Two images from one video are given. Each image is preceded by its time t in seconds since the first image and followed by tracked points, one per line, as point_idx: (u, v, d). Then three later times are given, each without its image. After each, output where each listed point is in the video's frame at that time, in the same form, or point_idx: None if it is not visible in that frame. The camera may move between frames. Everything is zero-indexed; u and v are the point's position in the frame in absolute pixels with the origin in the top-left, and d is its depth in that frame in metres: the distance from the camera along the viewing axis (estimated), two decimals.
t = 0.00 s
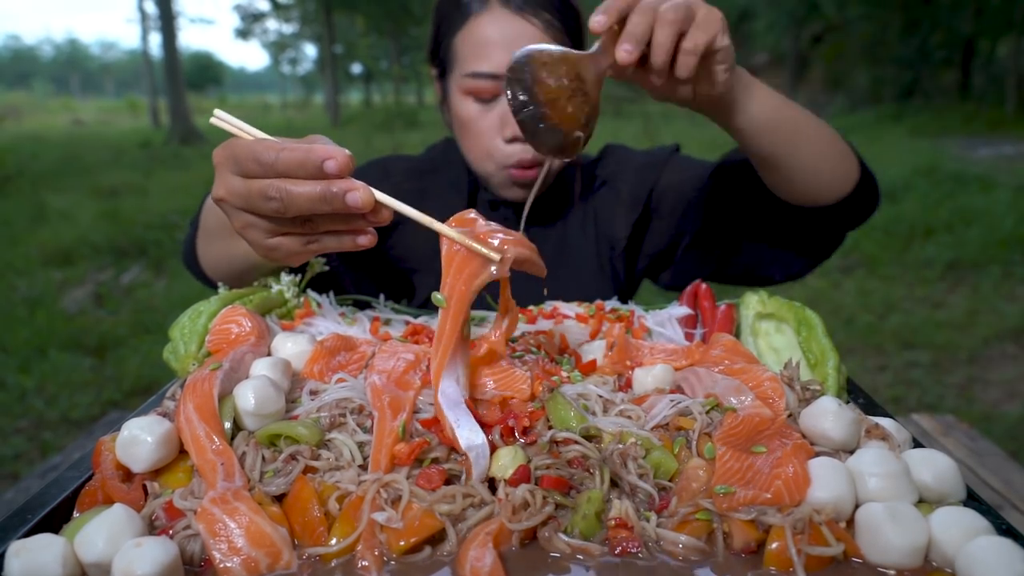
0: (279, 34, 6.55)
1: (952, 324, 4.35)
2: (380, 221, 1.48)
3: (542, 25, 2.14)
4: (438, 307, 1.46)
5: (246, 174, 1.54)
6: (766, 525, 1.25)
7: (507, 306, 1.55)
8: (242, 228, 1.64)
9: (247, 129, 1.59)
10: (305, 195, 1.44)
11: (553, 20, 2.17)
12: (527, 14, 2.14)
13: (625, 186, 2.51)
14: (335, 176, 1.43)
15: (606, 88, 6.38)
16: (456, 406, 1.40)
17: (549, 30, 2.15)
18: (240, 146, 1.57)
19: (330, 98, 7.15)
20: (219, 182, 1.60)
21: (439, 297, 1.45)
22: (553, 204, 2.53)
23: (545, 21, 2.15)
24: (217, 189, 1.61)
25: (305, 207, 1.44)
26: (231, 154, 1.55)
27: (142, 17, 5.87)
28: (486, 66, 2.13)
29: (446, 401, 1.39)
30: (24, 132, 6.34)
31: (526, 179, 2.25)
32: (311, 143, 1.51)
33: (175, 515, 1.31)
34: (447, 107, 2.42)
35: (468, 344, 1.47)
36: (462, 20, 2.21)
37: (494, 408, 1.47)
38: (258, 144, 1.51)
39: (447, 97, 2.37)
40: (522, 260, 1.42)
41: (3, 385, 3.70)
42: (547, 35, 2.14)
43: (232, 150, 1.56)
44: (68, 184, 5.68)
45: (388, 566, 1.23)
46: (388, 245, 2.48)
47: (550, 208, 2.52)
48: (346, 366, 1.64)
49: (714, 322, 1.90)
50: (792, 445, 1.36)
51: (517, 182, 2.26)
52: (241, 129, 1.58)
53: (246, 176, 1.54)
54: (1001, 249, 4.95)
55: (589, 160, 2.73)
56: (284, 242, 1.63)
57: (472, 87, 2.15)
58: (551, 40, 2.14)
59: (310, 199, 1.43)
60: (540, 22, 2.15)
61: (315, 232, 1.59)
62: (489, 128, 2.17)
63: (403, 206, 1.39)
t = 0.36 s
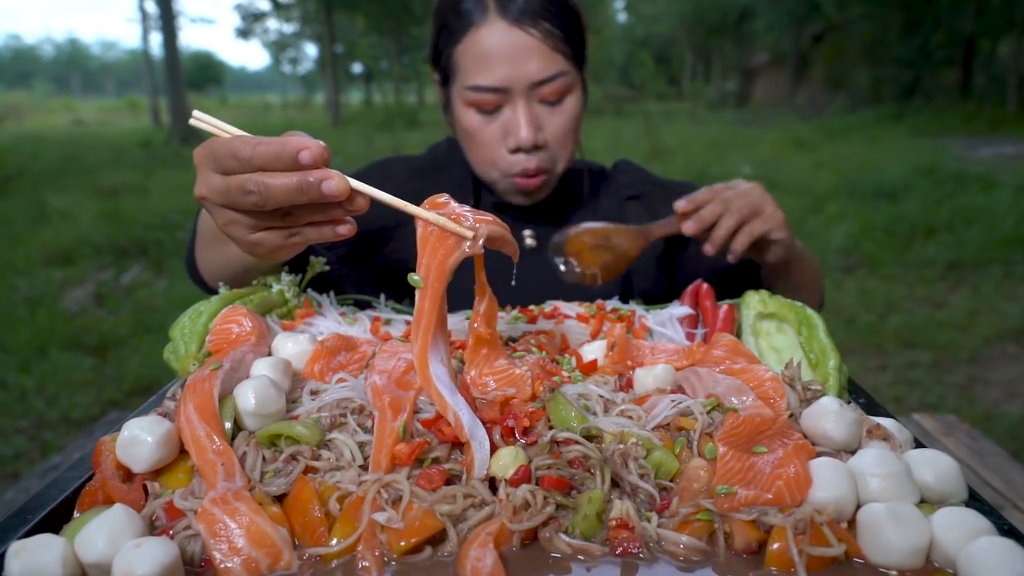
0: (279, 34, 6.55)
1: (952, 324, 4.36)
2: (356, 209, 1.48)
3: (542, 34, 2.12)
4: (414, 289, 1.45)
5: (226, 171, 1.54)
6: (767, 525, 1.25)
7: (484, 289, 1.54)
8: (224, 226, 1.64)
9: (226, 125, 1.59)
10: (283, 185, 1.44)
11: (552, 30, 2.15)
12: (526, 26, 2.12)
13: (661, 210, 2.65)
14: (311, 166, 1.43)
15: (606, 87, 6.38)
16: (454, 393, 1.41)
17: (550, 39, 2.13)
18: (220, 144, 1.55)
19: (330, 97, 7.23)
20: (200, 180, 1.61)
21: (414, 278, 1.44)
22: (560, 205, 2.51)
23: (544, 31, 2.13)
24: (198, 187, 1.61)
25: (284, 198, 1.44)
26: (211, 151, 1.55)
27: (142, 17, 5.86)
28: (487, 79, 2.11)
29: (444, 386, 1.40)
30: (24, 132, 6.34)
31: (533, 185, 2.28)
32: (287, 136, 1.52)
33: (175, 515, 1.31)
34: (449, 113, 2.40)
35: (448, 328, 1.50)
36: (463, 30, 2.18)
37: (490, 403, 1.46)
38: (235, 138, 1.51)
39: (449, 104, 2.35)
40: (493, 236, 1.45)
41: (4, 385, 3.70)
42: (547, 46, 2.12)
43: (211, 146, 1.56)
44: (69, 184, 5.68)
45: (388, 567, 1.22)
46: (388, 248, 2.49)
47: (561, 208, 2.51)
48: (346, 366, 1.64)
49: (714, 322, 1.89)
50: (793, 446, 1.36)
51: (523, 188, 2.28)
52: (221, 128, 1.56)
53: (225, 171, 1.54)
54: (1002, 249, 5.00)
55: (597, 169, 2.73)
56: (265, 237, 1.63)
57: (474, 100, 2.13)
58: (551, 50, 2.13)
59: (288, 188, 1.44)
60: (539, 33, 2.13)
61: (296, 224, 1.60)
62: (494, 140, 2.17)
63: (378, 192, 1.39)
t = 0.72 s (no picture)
0: (279, 34, 6.55)
1: (952, 324, 4.36)
2: (360, 214, 1.50)
3: (558, 38, 2.10)
4: (416, 290, 1.46)
5: (235, 178, 1.53)
6: (766, 524, 1.25)
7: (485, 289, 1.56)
8: (234, 231, 1.64)
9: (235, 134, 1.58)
10: (290, 192, 1.44)
11: (569, 34, 2.13)
12: (543, 30, 2.10)
13: (671, 218, 2.49)
14: (317, 174, 1.44)
15: (606, 87, 6.38)
16: (454, 390, 1.42)
17: (566, 43, 2.11)
18: (229, 152, 1.54)
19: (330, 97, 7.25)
20: (209, 188, 1.61)
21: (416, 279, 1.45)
22: (572, 203, 2.47)
23: (560, 34, 2.11)
24: (209, 194, 1.61)
25: (291, 205, 1.44)
26: (219, 159, 1.54)
27: (142, 17, 5.87)
28: (503, 80, 2.09)
29: (444, 383, 1.41)
30: (24, 132, 6.34)
31: (545, 186, 2.26)
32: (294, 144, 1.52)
33: (176, 514, 1.31)
34: (465, 111, 2.39)
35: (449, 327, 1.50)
36: (481, 31, 2.16)
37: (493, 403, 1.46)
38: (244, 146, 1.50)
39: (466, 103, 2.34)
40: (493, 238, 1.46)
41: (3, 384, 3.70)
42: (564, 50, 2.10)
43: (219, 155, 1.55)
44: (69, 184, 5.69)
45: (388, 566, 1.23)
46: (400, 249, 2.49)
47: (573, 206, 2.48)
48: (346, 366, 1.64)
49: (714, 322, 1.90)
50: (793, 445, 1.36)
51: (535, 188, 2.27)
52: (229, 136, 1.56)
53: (234, 179, 1.54)
54: (1002, 249, 4.96)
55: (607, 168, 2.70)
56: (274, 242, 1.63)
57: (490, 100, 2.12)
58: (568, 54, 2.10)
59: (294, 195, 1.43)
60: (555, 37, 2.10)
61: (302, 230, 1.60)
62: (507, 141, 2.16)
63: (381, 197, 1.40)
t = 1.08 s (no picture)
0: (279, 34, 6.55)
1: (952, 324, 4.36)
2: (365, 212, 1.49)
3: (556, 38, 2.10)
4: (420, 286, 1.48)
5: (241, 177, 1.53)
6: (766, 524, 1.26)
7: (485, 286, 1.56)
8: (239, 230, 1.63)
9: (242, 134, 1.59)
10: (296, 189, 1.43)
11: (567, 35, 2.12)
12: (540, 30, 2.10)
13: (668, 214, 2.45)
14: (323, 173, 1.44)
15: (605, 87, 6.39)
16: (454, 384, 1.43)
17: (564, 44, 2.10)
18: (234, 151, 1.54)
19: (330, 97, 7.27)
20: (215, 186, 1.60)
21: (421, 276, 1.46)
22: (570, 203, 2.47)
23: (558, 35, 2.10)
24: (214, 192, 1.61)
25: (297, 203, 1.43)
26: (226, 158, 1.54)
27: (141, 17, 5.87)
28: (501, 81, 2.09)
29: (446, 373, 1.42)
30: (24, 131, 6.35)
31: (543, 187, 2.26)
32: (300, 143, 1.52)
33: (176, 514, 1.32)
34: (464, 112, 2.39)
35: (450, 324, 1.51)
36: (479, 31, 2.16)
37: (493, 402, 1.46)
38: (250, 145, 1.50)
39: (465, 104, 2.34)
40: (496, 237, 1.49)
41: (3, 385, 3.70)
42: (561, 50, 2.10)
43: (225, 154, 1.55)
44: (69, 184, 5.69)
45: (389, 566, 1.23)
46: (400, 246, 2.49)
47: (570, 207, 2.47)
48: (346, 366, 1.64)
49: (714, 322, 1.89)
50: (793, 444, 1.36)
51: (533, 190, 2.27)
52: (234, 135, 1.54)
53: (240, 177, 1.53)
54: (1002, 249, 4.95)
55: (607, 167, 2.70)
56: (279, 240, 1.62)
57: (487, 101, 2.12)
58: (565, 54, 2.10)
59: (301, 193, 1.43)
60: (553, 38, 2.10)
61: (307, 227, 1.59)
62: (504, 141, 2.16)
63: (386, 196, 1.39)
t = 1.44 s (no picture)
0: (279, 34, 6.55)
1: (952, 324, 4.36)
2: (377, 201, 1.49)
3: (550, 28, 2.10)
4: (433, 270, 1.48)
5: (253, 171, 1.53)
6: (766, 524, 1.26)
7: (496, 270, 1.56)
8: (251, 224, 1.63)
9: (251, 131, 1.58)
10: (310, 180, 1.43)
11: (561, 24, 2.12)
12: (534, 19, 2.10)
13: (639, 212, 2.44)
14: (336, 163, 1.44)
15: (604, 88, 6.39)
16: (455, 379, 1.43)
17: (558, 33, 2.11)
18: (245, 146, 1.54)
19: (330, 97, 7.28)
20: (226, 181, 1.60)
21: (434, 260, 1.47)
22: (565, 200, 2.47)
23: (552, 24, 2.11)
24: (226, 187, 1.60)
25: (312, 194, 1.43)
26: (237, 153, 1.54)
27: (141, 17, 5.88)
28: (493, 69, 2.09)
29: (449, 358, 1.44)
30: (24, 132, 6.34)
31: (535, 179, 2.25)
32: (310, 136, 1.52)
33: (176, 514, 1.32)
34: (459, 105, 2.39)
35: (460, 306, 1.51)
36: (473, 21, 2.17)
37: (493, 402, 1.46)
38: (262, 139, 1.50)
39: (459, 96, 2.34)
40: (508, 220, 1.49)
41: (3, 385, 3.70)
42: (555, 40, 2.10)
43: (235, 149, 1.55)
44: (69, 184, 5.69)
45: (388, 566, 1.23)
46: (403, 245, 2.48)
47: (562, 204, 2.46)
48: (346, 366, 1.64)
49: (714, 321, 1.88)
50: (793, 444, 1.37)
51: (526, 181, 2.26)
52: (244, 131, 1.54)
53: (252, 170, 1.53)
54: (1002, 249, 4.95)
55: (604, 167, 2.70)
56: (291, 233, 1.62)
57: (479, 89, 2.12)
58: (558, 43, 2.10)
59: (315, 183, 1.43)
60: (547, 27, 2.10)
61: (320, 219, 1.59)
62: (496, 131, 2.16)
63: (399, 183, 1.40)
